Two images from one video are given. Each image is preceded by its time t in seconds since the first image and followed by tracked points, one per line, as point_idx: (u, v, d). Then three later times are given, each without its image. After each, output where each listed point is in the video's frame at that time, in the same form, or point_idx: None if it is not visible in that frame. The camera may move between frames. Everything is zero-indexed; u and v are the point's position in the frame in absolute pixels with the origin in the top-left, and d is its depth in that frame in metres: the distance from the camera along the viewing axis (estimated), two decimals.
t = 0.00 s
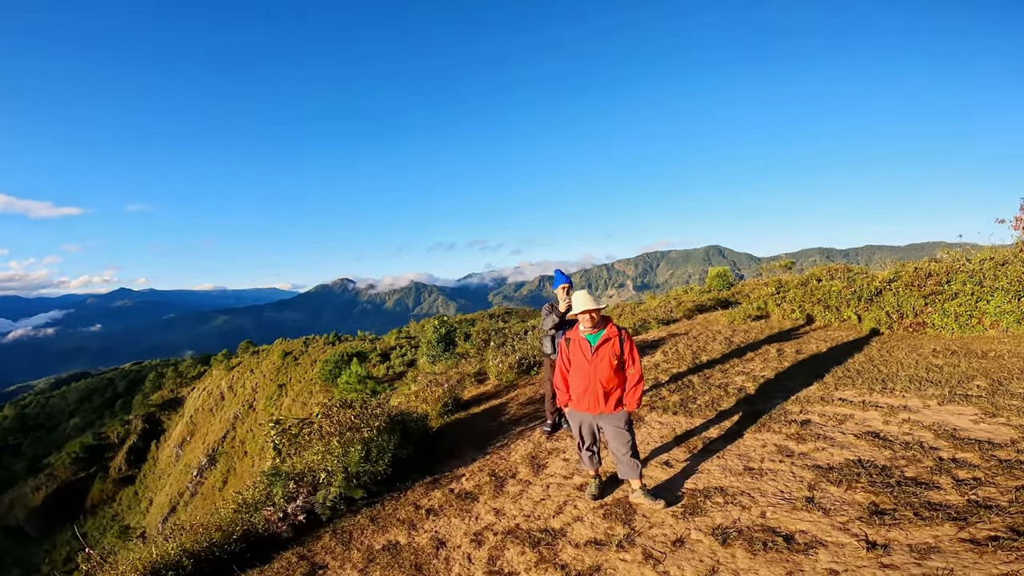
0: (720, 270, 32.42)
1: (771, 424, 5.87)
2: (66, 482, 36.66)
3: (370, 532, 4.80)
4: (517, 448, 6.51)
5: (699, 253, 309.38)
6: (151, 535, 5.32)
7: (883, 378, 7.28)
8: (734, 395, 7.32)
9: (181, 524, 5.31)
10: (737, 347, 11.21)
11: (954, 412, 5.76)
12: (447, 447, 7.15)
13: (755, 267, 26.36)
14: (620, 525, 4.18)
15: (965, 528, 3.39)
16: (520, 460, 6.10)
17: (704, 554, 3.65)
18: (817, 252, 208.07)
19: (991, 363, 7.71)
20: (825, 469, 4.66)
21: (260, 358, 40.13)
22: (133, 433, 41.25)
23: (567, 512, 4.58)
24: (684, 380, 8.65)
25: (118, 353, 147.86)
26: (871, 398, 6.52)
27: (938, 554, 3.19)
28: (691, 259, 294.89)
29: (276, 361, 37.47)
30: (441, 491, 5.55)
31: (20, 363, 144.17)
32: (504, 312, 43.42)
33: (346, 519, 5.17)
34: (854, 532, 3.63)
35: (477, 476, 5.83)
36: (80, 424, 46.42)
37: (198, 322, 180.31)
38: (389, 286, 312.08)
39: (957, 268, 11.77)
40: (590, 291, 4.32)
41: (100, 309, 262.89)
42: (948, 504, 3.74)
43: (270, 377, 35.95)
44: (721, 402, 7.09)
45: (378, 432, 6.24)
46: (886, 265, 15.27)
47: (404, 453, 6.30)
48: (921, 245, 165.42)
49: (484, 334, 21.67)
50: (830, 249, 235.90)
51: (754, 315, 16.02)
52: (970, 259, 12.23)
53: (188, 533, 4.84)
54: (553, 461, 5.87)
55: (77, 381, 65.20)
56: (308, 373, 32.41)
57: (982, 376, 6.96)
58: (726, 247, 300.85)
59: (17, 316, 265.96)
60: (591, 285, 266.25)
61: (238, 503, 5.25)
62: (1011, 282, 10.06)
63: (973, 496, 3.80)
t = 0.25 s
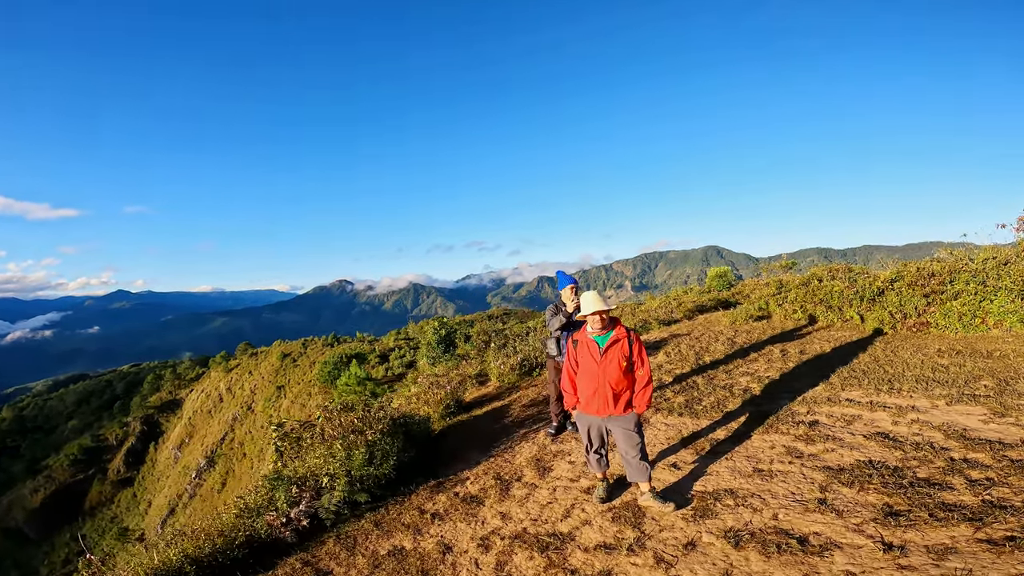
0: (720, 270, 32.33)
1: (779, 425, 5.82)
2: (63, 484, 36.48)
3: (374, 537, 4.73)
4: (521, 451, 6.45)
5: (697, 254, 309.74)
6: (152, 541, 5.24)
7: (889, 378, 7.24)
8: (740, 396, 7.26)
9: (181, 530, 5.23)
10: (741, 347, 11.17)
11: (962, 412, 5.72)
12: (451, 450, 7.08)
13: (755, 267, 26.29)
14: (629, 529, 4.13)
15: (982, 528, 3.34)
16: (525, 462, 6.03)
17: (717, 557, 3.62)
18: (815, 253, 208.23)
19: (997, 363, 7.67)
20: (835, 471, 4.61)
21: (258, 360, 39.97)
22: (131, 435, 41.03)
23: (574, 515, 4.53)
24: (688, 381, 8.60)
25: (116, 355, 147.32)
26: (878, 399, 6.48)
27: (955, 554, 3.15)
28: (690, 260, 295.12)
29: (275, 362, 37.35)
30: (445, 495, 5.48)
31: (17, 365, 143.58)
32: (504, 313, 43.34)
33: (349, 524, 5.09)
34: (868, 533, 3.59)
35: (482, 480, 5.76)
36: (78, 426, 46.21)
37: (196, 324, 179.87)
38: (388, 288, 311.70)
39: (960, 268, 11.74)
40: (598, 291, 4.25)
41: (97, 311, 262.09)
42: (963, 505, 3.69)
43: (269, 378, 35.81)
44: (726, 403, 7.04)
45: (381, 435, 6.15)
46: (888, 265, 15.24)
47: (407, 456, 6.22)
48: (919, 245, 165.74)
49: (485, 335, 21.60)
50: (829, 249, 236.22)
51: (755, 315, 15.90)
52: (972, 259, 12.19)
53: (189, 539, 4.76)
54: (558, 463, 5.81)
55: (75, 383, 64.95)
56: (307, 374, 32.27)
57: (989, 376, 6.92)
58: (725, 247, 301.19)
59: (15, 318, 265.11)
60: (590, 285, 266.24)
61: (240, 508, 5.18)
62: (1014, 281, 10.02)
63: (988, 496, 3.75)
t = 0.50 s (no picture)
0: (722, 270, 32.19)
1: (793, 426, 5.75)
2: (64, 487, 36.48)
3: (386, 543, 4.66)
4: (531, 454, 6.38)
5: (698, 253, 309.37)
6: (160, 549, 5.17)
7: (901, 378, 7.16)
8: (751, 396, 7.19)
9: (189, 538, 5.17)
10: (748, 348, 11.08)
11: (977, 411, 5.65)
12: (460, 453, 7.01)
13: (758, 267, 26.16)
14: (647, 532, 4.07)
15: (1010, 528, 3.27)
16: (536, 466, 5.97)
17: (739, 560, 3.56)
18: (815, 252, 208.02)
19: (1009, 361, 7.60)
20: (855, 472, 4.55)
21: (259, 362, 39.86)
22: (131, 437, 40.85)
23: (589, 519, 4.46)
24: (697, 381, 8.53)
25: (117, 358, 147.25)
26: (891, 399, 6.41)
27: (984, 554, 3.08)
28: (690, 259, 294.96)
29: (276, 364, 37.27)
30: (456, 500, 5.41)
31: (18, 368, 143.63)
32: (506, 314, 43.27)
33: (360, 530, 5.02)
34: (893, 533, 3.53)
35: (493, 484, 5.69)
36: (79, 428, 46.17)
37: (197, 326, 179.95)
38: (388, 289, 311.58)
39: (968, 267, 11.66)
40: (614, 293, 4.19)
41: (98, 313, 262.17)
42: (987, 504, 3.63)
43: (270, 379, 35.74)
44: (737, 404, 6.96)
45: (390, 439, 6.08)
46: (894, 264, 15.14)
47: (416, 460, 6.15)
48: (920, 244, 165.29)
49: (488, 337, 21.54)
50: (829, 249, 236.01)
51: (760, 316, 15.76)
52: (979, 257, 12.11)
53: (198, 546, 4.70)
54: (570, 466, 5.74)
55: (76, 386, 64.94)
56: (308, 376, 32.20)
57: (1002, 375, 6.85)
58: (725, 247, 300.94)
59: (15, 320, 265.28)
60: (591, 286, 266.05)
61: (249, 514, 5.12)
62: None
63: (1012, 496, 3.68)
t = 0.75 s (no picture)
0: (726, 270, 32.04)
1: (811, 427, 5.66)
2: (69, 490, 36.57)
3: (401, 550, 4.59)
4: (544, 457, 6.30)
5: (699, 252, 308.87)
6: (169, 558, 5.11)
7: (916, 377, 7.07)
8: (764, 397, 7.10)
9: (200, 546, 5.11)
10: (756, 347, 10.97)
11: (996, 410, 5.56)
12: (471, 457, 6.93)
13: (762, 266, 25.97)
14: (669, 536, 3.99)
15: None
16: (549, 469, 5.89)
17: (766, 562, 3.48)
18: (817, 250, 207.50)
19: None
20: (877, 472, 4.46)
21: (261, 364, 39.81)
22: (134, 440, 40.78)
23: (607, 523, 4.39)
24: (708, 382, 8.44)
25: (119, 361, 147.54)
26: (907, 398, 6.31)
27: (1018, 553, 3.00)
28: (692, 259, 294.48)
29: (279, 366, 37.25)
30: (469, 505, 5.33)
31: (21, 371, 143.97)
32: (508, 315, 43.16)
33: (373, 537, 4.95)
34: (921, 532, 3.45)
35: (506, 488, 5.61)
36: (83, 431, 46.26)
37: (199, 328, 180.23)
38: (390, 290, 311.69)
39: (978, 265, 11.54)
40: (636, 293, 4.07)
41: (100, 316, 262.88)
42: (1017, 504, 3.53)
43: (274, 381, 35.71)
44: (751, 404, 6.88)
45: (401, 443, 6.01)
46: (901, 262, 15.01)
47: (427, 464, 6.07)
48: (924, 242, 164.58)
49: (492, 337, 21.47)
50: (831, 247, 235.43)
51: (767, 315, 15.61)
52: (989, 255, 12.00)
53: (209, 554, 4.63)
54: (584, 469, 5.66)
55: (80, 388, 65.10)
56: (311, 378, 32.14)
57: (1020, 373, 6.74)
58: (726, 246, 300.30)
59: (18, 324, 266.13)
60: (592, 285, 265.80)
61: (260, 521, 5.05)
62: None
63: None
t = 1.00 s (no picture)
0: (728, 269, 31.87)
1: (827, 427, 5.57)
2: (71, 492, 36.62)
3: (413, 556, 4.51)
4: (555, 459, 6.21)
5: (699, 251, 308.51)
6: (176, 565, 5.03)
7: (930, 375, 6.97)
8: (776, 396, 7.01)
9: (208, 552, 5.03)
10: (764, 347, 10.85)
11: (1013, 408, 5.47)
12: (480, 459, 6.85)
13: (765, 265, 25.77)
14: (688, 538, 3.90)
15: None
16: (561, 471, 5.80)
17: (790, 563, 3.39)
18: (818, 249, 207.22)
19: None
20: (898, 471, 4.37)
21: (263, 365, 39.76)
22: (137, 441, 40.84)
23: (624, 526, 4.29)
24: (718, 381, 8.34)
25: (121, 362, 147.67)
26: (921, 397, 6.22)
27: None
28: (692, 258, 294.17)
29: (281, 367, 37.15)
30: (480, 509, 5.25)
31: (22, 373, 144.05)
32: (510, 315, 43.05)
33: (384, 542, 4.86)
34: (949, 532, 3.36)
35: (517, 490, 5.53)
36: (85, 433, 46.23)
37: (200, 330, 180.32)
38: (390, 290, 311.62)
39: (986, 262, 11.44)
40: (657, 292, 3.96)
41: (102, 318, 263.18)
42: None
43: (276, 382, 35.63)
44: (763, 404, 6.79)
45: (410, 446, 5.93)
46: (907, 259, 14.89)
47: (437, 467, 5.99)
48: (925, 240, 164.19)
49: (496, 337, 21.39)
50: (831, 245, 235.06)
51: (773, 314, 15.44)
52: (997, 252, 11.90)
53: (217, 562, 4.54)
54: (597, 471, 5.57)
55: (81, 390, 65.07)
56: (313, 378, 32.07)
57: None
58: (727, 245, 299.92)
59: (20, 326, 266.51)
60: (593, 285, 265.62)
61: (269, 526, 4.97)
62: None
63: None
